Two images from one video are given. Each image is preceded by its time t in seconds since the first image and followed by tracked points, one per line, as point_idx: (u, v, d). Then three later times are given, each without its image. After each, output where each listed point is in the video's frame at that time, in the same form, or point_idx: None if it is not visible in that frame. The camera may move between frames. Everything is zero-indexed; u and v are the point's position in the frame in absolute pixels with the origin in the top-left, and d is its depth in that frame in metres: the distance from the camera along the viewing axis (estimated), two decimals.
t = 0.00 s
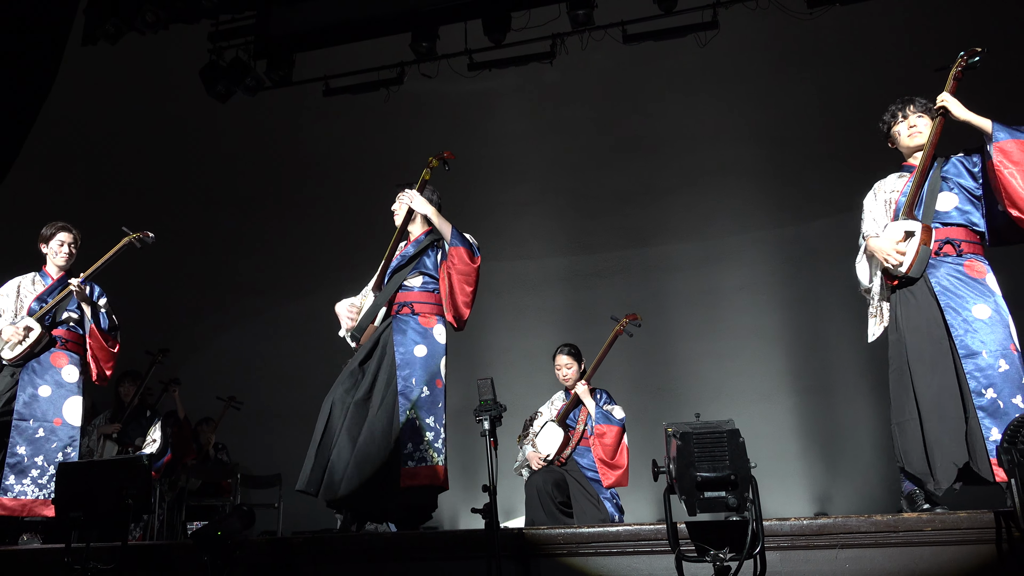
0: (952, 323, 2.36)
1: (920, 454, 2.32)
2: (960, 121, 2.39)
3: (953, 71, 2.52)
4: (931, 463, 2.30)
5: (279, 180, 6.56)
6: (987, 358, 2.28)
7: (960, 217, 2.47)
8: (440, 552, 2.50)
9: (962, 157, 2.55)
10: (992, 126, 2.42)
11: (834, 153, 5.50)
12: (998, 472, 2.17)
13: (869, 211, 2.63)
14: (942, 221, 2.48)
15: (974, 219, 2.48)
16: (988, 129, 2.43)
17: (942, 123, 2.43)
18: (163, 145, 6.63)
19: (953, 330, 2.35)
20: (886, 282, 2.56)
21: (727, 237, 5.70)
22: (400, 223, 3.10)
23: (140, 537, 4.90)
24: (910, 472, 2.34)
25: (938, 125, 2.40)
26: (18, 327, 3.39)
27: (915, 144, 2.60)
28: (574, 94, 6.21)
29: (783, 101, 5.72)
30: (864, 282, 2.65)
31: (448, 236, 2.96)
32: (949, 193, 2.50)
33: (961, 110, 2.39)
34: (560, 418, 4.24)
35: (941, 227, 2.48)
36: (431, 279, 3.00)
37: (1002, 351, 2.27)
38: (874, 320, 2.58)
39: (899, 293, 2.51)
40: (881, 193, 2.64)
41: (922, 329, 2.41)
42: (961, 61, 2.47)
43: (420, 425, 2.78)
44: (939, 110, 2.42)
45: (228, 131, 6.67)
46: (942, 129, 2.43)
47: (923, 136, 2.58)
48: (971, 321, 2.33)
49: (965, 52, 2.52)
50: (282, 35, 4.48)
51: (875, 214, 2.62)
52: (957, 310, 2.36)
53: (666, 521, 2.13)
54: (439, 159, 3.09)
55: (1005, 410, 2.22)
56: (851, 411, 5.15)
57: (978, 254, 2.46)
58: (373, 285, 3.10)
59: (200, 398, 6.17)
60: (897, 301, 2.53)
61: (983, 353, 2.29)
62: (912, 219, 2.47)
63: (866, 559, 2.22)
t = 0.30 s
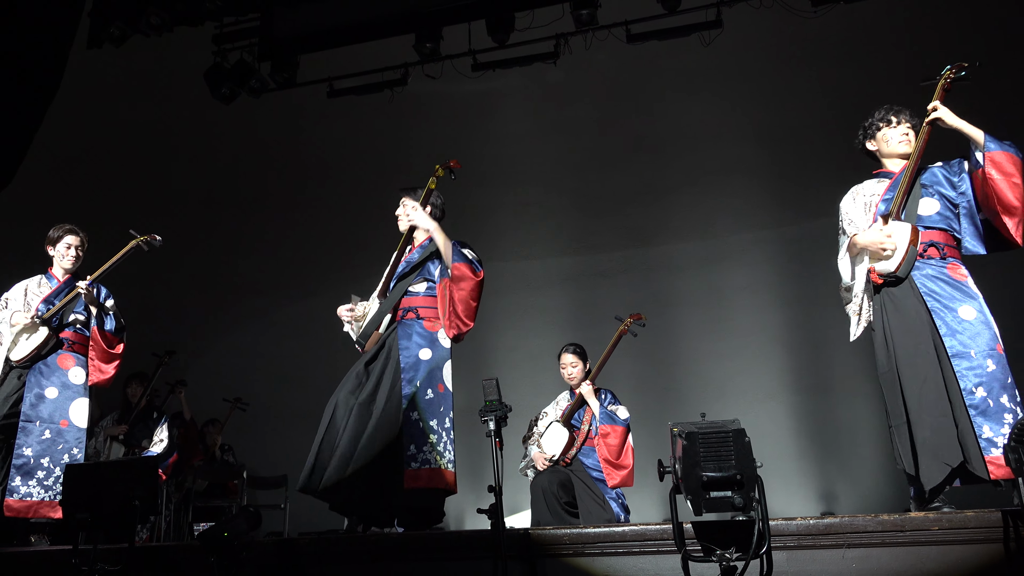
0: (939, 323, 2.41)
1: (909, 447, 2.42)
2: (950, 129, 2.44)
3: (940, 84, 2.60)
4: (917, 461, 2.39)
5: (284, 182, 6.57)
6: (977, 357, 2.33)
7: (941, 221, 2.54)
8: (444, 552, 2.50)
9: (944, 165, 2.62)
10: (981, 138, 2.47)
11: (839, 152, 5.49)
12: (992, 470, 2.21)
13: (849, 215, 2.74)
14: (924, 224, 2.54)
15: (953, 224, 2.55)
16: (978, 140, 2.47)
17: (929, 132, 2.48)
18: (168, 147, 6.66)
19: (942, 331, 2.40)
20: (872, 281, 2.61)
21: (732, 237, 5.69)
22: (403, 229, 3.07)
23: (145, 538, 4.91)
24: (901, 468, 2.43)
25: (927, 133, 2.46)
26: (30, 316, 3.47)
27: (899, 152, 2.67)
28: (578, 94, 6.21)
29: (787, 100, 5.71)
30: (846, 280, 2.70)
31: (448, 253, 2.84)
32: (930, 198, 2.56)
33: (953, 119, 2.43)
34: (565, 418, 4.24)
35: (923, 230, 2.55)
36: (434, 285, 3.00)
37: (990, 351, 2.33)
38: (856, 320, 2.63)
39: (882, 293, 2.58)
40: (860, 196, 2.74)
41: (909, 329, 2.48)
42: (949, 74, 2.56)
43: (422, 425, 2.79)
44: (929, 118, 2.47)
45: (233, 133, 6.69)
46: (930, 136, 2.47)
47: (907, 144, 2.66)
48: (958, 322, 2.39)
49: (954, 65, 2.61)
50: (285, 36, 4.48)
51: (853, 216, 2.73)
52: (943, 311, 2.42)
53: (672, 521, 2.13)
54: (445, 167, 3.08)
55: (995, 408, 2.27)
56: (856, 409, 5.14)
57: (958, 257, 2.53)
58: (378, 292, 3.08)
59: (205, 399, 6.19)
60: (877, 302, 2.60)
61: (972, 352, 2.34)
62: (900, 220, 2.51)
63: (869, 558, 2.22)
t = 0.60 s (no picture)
0: (933, 328, 2.46)
1: (900, 455, 2.43)
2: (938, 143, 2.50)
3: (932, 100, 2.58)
4: (905, 467, 2.41)
5: (285, 183, 6.58)
6: (972, 359, 2.40)
7: (924, 231, 2.62)
8: (446, 552, 2.50)
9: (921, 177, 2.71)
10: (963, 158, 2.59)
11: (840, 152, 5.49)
12: (997, 467, 2.27)
13: (833, 220, 2.72)
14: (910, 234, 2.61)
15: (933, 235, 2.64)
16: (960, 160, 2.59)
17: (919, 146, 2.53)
18: (170, 148, 6.67)
19: (936, 336, 2.45)
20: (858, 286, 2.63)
21: (733, 238, 5.69)
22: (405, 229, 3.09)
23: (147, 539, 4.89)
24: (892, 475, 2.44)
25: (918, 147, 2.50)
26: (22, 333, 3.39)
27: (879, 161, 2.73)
28: (579, 94, 6.21)
29: (789, 101, 5.71)
30: (827, 284, 2.71)
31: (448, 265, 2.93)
32: (913, 210, 2.65)
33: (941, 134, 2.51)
34: (567, 420, 4.23)
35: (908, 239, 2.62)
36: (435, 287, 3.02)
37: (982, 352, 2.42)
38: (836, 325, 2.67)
39: (870, 299, 2.60)
40: (842, 201, 2.75)
41: (896, 332, 2.52)
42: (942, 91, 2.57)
43: (423, 428, 2.79)
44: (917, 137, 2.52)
45: (234, 135, 6.70)
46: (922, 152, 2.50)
47: (889, 152, 2.73)
48: (949, 327, 2.45)
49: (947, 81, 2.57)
50: (287, 38, 4.49)
51: (837, 219, 2.73)
52: (934, 316, 2.48)
53: (673, 522, 2.13)
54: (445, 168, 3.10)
55: (995, 406, 2.34)
56: (858, 410, 5.14)
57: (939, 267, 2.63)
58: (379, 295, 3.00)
59: (207, 400, 6.20)
60: (864, 305, 2.63)
61: (966, 353, 2.41)
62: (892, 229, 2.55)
63: (871, 559, 2.21)
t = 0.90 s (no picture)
0: (928, 330, 2.47)
1: (888, 455, 2.45)
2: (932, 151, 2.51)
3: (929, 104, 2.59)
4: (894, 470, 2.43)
5: (285, 184, 6.58)
6: (968, 360, 2.40)
7: (918, 235, 2.63)
8: (446, 553, 2.50)
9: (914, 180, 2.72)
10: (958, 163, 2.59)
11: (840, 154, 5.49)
12: (992, 471, 2.27)
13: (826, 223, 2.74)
14: (904, 237, 2.63)
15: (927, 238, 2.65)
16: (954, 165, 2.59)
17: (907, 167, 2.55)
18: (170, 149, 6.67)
19: (932, 338, 2.45)
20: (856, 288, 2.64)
21: (734, 239, 5.69)
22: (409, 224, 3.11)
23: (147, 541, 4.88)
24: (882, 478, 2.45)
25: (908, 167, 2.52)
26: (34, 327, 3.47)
27: (868, 164, 2.73)
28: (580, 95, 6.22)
29: (789, 101, 5.71)
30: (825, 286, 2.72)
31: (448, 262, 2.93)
32: (907, 213, 2.66)
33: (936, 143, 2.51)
34: (567, 421, 4.25)
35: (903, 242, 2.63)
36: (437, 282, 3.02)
37: (976, 355, 2.41)
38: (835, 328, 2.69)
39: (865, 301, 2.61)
40: (837, 204, 2.75)
41: (892, 334, 2.53)
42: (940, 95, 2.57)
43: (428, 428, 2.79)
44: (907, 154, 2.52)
45: (234, 136, 6.70)
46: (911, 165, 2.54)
47: (876, 155, 2.72)
48: (943, 329, 2.46)
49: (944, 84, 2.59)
50: (287, 39, 4.49)
51: (831, 222, 2.73)
52: (930, 318, 2.48)
53: (673, 523, 2.13)
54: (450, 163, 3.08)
55: (989, 406, 2.34)
56: (857, 411, 5.14)
57: (932, 270, 2.64)
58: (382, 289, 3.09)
59: (206, 401, 6.20)
60: (863, 307, 2.63)
61: (962, 354, 2.41)
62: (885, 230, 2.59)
63: (872, 559, 2.21)
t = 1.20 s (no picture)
0: (929, 328, 2.47)
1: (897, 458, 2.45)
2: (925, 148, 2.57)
3: (924, 101, 2.65)
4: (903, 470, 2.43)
5: (285, 183, 6.58)
6: (969, 358, 2.41)
7: (915, 235, 2.62)
8: (445, 553, 2.50)
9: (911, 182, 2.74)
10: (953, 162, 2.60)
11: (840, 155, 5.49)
12: (998, 467, 2.27)
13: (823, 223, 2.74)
14: (901, 237, 2.61)
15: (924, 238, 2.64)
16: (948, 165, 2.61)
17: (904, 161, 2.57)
18: (170, 149, 6.67)
19: (932, 336, 2.46)
20: (851, 291, 2.68)
21: (734, 240, 5.69)
22: (415, 222, 3.14)
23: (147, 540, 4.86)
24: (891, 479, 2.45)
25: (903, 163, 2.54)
26: (33, 320, 3.48)
27: (859, 168, 2.75)
28: (580, 95, 6.22)
29: (789, 102, 5.71)
30: (821, 289, 2.72)
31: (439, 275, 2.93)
32: (904, 214, 2.65)
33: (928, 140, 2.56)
34: (567, 421, 4.22)
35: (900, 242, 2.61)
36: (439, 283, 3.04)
37: (978, 353, 2.42)
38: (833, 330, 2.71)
39: (862, 302, 2.63)
40: (834, 204, 2.76)
41: (891, 335, 2.53)
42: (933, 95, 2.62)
43: (433, 428, 2.79)
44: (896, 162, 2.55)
45: (234, 136, 6.70)
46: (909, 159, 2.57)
47: (869, 159, 2.74)
48: (944, 327, 2.46)
49: (938, 82, 2.65)
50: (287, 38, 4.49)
51: (829, 223, 2.74)
52: (931, 317, 2.48)
53: (674, 523, 2.13)
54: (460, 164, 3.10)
55: (993, 403, 2.34)
56: (858, 412, 5.13)
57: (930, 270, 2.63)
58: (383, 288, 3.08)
59: (205, 401, 6.20)
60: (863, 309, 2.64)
61: (963, 352, 2.42)
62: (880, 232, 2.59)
63: (873, 560, 2.21)
